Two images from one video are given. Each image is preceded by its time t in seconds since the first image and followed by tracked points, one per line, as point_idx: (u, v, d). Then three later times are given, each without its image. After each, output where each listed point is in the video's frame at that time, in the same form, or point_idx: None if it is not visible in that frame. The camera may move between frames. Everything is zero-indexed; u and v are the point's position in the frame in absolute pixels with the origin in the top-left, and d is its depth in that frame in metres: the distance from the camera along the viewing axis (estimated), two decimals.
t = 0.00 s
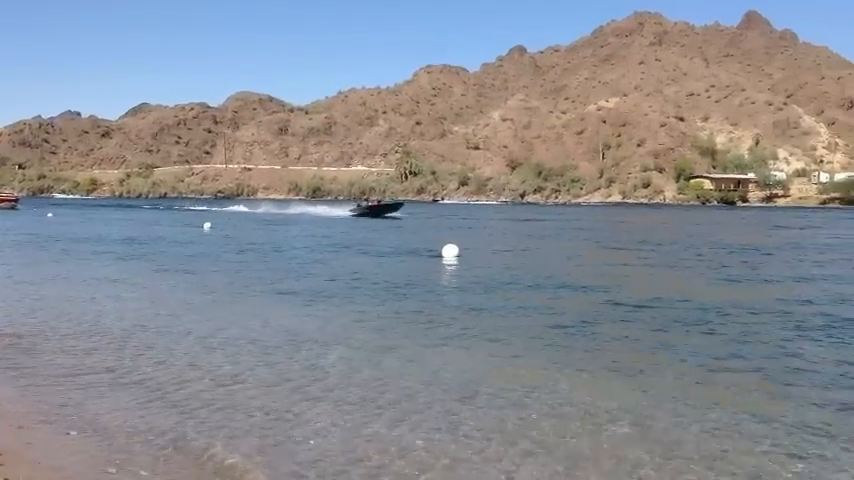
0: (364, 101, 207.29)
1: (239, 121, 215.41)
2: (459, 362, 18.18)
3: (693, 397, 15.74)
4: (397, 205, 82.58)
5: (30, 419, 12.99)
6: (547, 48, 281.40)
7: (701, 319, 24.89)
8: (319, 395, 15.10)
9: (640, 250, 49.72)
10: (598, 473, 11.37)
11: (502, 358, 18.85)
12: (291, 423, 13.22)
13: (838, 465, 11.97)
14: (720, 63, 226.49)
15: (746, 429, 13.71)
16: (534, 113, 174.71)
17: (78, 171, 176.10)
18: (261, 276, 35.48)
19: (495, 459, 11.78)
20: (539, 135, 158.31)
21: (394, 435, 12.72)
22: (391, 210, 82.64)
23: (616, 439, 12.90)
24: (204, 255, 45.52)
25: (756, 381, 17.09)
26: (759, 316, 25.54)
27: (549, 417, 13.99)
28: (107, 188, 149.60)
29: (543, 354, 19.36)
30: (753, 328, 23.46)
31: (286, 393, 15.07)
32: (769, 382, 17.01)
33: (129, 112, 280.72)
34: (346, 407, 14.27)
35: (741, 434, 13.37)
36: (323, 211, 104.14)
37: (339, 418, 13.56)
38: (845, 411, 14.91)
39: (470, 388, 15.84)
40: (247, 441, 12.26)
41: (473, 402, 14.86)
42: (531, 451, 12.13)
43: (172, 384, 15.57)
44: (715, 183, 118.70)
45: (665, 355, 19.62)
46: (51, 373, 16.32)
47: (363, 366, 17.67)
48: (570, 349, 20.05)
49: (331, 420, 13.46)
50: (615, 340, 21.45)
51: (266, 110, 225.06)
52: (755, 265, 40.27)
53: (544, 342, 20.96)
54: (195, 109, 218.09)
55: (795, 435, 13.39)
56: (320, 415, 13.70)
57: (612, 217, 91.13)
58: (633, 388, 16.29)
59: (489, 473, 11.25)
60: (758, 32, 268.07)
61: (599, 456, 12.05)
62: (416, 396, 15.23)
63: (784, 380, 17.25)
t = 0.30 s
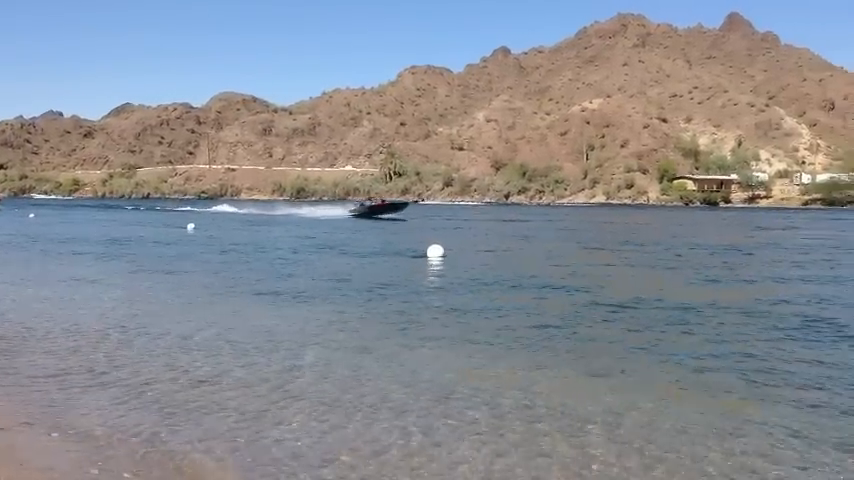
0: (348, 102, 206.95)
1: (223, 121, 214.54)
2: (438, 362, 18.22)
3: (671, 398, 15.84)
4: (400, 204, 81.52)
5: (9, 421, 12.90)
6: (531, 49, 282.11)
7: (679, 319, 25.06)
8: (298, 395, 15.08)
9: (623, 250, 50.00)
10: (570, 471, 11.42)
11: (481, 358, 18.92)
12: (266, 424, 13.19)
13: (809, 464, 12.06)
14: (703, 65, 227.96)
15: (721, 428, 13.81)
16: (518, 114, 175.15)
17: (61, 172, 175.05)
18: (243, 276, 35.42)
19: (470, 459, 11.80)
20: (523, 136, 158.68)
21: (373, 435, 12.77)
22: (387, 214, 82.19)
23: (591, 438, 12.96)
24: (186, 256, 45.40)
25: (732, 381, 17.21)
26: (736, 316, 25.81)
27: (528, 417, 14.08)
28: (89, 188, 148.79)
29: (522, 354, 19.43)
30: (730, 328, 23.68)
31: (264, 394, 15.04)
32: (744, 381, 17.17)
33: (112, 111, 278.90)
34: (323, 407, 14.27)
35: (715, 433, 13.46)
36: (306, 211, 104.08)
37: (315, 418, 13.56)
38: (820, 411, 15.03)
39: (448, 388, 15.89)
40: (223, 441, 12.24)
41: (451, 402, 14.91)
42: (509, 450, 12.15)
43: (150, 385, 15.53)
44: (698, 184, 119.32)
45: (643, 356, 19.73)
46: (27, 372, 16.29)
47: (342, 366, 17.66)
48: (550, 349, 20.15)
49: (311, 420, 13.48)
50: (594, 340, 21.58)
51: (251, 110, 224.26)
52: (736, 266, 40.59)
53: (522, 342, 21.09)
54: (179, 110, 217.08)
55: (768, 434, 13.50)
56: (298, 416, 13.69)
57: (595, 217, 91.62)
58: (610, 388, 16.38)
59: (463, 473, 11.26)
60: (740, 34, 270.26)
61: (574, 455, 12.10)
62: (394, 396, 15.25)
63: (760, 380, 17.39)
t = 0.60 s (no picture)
0: (337, 102, 206.66)
1: (211, 120, 213.84)
2: (424, 362, 18.26)
3: (653, 395, 15.99)
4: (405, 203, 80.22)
5: None
6: (520, 49, 282.48)
7: (664, 318, 25.25)
8: (284, 393, 15.14)
9: (611, 250, 50.19)
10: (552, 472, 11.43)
11: (467, 357, 18.99)
12: (249, 423, 13.18)
13: (790, 464, 12.07)
14: (691, 65, 228.81)
15: (703, 427, 13.86)
16: (507, 113, 175.35)
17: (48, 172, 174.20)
18: (230, 276, 35.43)
19: (452, 459, 11.83)
20: (512, 136, 158.89)
21: (357, 434, 12.83)
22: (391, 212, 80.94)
23: (573, 438, 13.00)
24: (175, 255, 45.33)
25: (716, 381, 17.29)
26: (720, 315, 26.02)
27: (512, 415, 14.17)
28: (78, 188, 148.23)
29: (509, 354, 19.49)
30: (714, 326, 23.89)
31: (248, 394, 15.06)
32: (725, 380, 17.34)
33: (100, 111, 277.60)
34: (307, 406, 14.29)
35: (696, 432, 13.60)
36: (295, 211, 104.03)
37: (299, 417, 13.58)
38: (802, 411, 15.08)
39: (434, 388, 15.92)
40: (205, 440, 12.23)
41: (436, 401, 15.00)
42: (492, 450, 12.23)
43: (136, 384, 15.53)
44: (686, 184, 119.73)
45: (628, 354, 19.81)
46: (15, 372, 16.27)
47: (327, 366, 17.70)
48: (534, 349, 20.26)
49: (297, 418, 13.54)
50: (578, 339, 21.71)
51: (239, 110, 223.52)
52: (722, 265, 40.84)
53: (508, 341, 21.18)
54: (167, 109, 216.34)
55: (749, 434, 13.56)
56: (284, 415, 13.74)
57: (584, 217, 91.84)
58: (593, 386, 16.50)
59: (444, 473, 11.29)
60: (728, 34, 271.39)
61: (556, 455, 12.13)
62: (379, 396, 15.28)
63: (744, 380, 17.47)
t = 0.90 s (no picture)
0: (327, 101, 206.30)
1: (200, 120, 212.87)
2: (411, 362, 18.19)
3: (639, 393, 15.99)
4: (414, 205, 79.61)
5: None
6: (509, 48, 282.70)
7: (652, 317, 25.30)
8: (270, 394, 15.05)
9: (601, 249, 50.25)
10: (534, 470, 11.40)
11: (452, 356, 18.96)
12: (232, 424, 13.10)
13: (772, 463, 12.03)
14: (680, 64, 229.66)
15: (685, 427, 13.79)
16: (497, 113, 175.44)
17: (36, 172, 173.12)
18: (218, 276, 35.24)
19: (434, 459, 11.76)
20: (502, 135, 158.94)
21: (342, 433, 12.77)
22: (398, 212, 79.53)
23: (555, 437, 12.93)
24: (164, 256, 45.10)
25: (702, 379, 17.27)
26: (707, 313, 26.09)
27: (496, 414, 14.15)
28: (66, 188, 147.40)
29: (496, 353, 19.44)
30: (700, 324, 23.96)
31: (233, 394, 14.98)
32: (710, 378, 17.36)
33: (88, 111, 276.09)
34: (292, 406, 14.22)
35: (681, 430, 13.61)
36: (285, 210, 103.79)
37: (283, 417, 13.52)
38: (786, 409, 15.05)
39: (420, 387, 15.84)
40: (189, 441, 12.18)
41: (422, 399, 14.97)
42: (476, 449, 12.20)
43: (121, 385, 15.41)
44: (675, 183, 120.01)
45: (614, 354, 19.74)
46: None
47: (314, 365, 17.61)
48: (521, 348, 20.24)
49: (282, 418, 13.47)
50: (565, 338, 21.69)
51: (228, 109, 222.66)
52: (710, 263, 40.96)
53: (494, 339, 21.15)
54: (156, 109, 215.34)
55: (736, 432, 13.51)
56: (268, 415, 13.67)
57: (573, 216, 91.97)
58: (579, 385, 16.49)
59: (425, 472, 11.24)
60: (717, 33, 272.57)
61: (540, 455, 12.04)
62: (365, 395, 15.19)
63: (730, 378, 17.46)
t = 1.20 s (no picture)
0: (316, 100, 206.13)
1: (188, 119, 211.99)
2: (396, 360, 18.21)
3: (621, 389, 16.13)
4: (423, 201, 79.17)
5: None
6: (498, 47, 283.18)
7: (638, 314, 25.48)
8: (254, 391, 15.12)
9: (589, 247, 50.57)
10: (517, 468, 11.43)
11: (436, 353, 19.07)
12: (217, 423, 13.16)
13: (752, 458, 12.11)
14: (668, 63, 230.74)
15: (669, 422, 13.92)
16: (485, 112, 175.76)
17: (23, 172, 172.19)
18: (205, 275, 35.07)
19: (416, 457, 11.79)
20: (491, 134, 159.27)
21: (325, 430, 12.88)
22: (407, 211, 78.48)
23: (539, 435, 12.97)
24: (152, 255, 45.03)
25: (686, 376, 17.36)
26: (691, 310, 26.34)
27: (480, 411, 14.26)
28: (54, 188, 146.62)
29: (483, 351, 19.47)
30: (684, 322, 24.14)
31: (217, 391, 15.06)
32: (692, 375, 17.56)
33: (75, 111, 274.49)
34: (278, 404, 14.29)
35: (663, 426, 13.77)
36: (273, 210, 103.51)
37: (268, 417, 13.52)
38: (767, 405, 15.15)
39: (405, 385, 15.87)
40: (171, 440, 12.19)
41: (405, 397, 15.07)
42: (459, 446, 12.32)
43: (106, 384, 15.43)
44: (664, 182, 120.44)
45: (599, 351, 19.80)
46: None
47: (300, 363, 17.61)
48: (506, 345, 20.37)
49: (266, 416, 13.53)
50: (550, 335, 21.85)
51: (217, 108, 222.11)
52: (697, 261, 41.27)
53: (480, 337, 21.29)
54: (144, 107, 214.33)
55: (719, 428, 13.59)
56: (253, 412, 13.74)
57: (562, 215, 92.33)
58: (563, 382, 16.65)
59: (408, 470, 11.27)
60: (704, 32, 273.99)
61: (523, 452, 12.08)
62: (349, 393, 15.21)
63: (714, 375, 17.54)
